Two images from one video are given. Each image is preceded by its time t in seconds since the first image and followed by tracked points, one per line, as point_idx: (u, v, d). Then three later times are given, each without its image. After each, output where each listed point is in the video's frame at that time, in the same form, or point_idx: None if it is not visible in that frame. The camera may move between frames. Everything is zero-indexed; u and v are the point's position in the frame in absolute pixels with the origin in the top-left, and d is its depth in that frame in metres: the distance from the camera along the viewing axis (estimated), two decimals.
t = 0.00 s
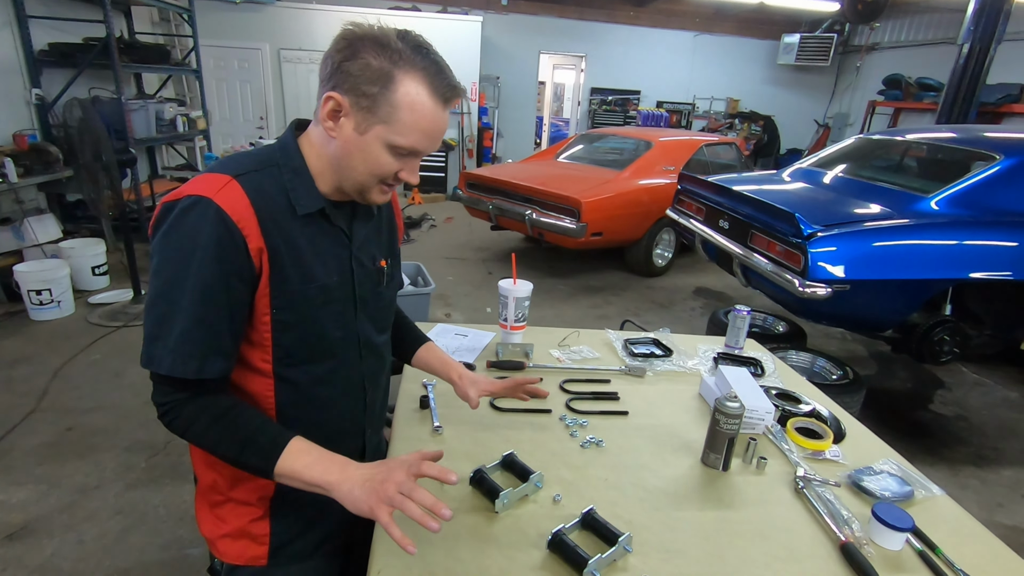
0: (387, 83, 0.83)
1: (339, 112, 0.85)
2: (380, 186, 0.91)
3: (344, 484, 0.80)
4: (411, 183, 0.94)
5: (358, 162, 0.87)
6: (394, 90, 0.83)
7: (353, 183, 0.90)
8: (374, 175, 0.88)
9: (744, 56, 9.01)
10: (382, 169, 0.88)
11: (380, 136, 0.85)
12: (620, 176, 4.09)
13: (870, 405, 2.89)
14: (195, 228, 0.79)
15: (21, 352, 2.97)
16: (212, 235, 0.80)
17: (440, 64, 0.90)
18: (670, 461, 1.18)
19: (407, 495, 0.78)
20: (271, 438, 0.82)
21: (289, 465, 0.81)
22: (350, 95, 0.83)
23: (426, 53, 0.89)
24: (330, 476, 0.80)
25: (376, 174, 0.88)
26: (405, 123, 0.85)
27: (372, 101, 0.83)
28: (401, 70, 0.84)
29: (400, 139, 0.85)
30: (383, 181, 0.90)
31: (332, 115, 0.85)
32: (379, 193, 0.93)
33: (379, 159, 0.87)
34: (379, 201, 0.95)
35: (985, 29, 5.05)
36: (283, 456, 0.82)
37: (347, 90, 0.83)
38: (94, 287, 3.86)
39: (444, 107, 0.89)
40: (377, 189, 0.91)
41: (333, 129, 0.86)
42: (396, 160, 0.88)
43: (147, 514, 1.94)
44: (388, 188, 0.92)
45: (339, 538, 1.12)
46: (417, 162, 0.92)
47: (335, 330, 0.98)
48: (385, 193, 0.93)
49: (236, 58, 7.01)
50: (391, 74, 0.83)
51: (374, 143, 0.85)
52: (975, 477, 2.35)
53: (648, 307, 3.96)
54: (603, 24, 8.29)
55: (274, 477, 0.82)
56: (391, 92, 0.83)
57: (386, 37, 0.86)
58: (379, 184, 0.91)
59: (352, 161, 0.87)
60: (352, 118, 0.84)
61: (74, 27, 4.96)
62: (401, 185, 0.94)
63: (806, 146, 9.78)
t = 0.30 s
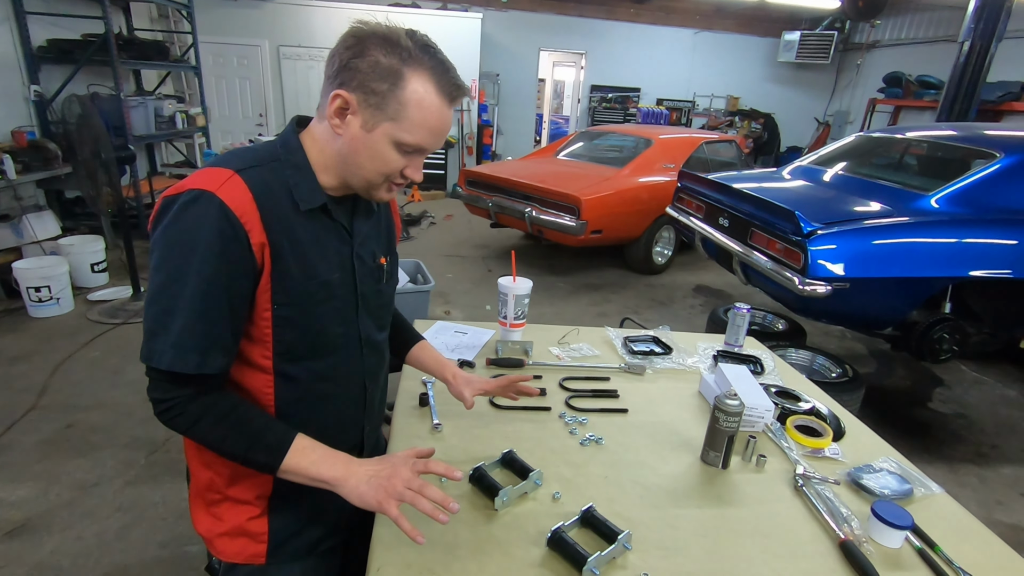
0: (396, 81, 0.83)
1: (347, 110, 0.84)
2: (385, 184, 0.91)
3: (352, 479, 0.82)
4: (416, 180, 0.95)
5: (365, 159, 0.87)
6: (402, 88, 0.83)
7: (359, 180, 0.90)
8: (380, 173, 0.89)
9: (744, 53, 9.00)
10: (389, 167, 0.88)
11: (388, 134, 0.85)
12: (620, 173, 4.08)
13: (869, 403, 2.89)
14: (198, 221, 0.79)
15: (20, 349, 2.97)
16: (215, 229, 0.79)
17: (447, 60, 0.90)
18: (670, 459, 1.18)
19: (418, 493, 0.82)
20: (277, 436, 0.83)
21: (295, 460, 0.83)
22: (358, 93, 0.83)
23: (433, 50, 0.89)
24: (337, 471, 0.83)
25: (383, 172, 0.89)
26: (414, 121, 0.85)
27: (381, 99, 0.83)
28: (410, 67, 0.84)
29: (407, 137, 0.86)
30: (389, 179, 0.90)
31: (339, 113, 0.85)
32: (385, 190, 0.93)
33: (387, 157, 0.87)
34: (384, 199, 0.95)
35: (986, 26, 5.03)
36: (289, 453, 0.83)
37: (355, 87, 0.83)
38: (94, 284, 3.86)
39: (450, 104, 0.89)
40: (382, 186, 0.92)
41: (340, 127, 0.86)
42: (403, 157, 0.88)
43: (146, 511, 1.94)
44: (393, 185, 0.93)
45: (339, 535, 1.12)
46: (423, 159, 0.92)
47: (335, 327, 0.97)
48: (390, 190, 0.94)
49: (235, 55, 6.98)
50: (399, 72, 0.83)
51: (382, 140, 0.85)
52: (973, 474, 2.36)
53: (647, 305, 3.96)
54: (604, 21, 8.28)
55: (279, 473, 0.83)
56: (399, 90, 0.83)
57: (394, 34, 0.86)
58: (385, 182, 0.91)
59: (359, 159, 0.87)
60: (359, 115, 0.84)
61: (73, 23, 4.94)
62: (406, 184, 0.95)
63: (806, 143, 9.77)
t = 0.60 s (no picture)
0: (404, 75, 0.83)
1: (354, 104, 0.84)
2: (392, 178, 0.91)
3: (360, 472, 0.82)
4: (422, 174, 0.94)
5: (372, 153, 0.87)
6: (410, 82, 0.83)
7: (365, 175, 0.90)
8: (388, 167, 0.88)
9: (749, 50, 8.96)
10: (397, 161, 0.88)
11: (395, 128, 0.85)
12: (623, 170, 4.07)
13: (871, 401, 2.89)
14: (207, 210, 0.79)
15: (23, 342, 2.97)
16: (223, 218, 0.79)
17: (453, 54, 0.90)
18: (672, 456, 1.18)
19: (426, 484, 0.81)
20: (283, 428, 0.83)
21: (303, 454, 0.82)
22: (366, 87, 0.82)
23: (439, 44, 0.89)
24: (345, 464, 0.82)
25: (390, 167, 0.88)
26: (421, 115, 0.85)
27: (389, 93, 0.83)
28: (416, 60, 0.84)
29: (415, 131, 0.85)
30: (396, 173, 0.90)
31: (346, 107, 0.84)
32: (390, 185, 0.93)
33: (394, 151, 0.87)
34: (390, 193, 0.95)
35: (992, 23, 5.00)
36: (296, 445, 0.83)
37: (362, 81, 0.82)
38: (96, 277, 3.86)
39: (457, 99, 0.89)
40: (389, 180, 0.91)
41: (348, 121, 0.86)
42: (410, 151, 0.88)
43: (149, 504, 1.94)
44: (399, 180, 0.93)
45: (342, 529, 1.13)
46: (428, 152, 0.91)
47: (341, 320, 0.97)
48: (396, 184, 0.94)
49: (238, 49, 6.97)
50: (406, 65, 0.83)
51: (390, 135, 0.85)
52: (975, 473, 2.35)
53: (649, 302, 3.96)
54: (607, 17, 8.25)
55: (286, 466, 0.83)
56: (407, 83, 0.83)
57: (400, 27, 0.85)
58: (392, 176, 0.91)
59: (366, 153, 0.87)
60: (366, 110, 0.84)
61: (76, 16, 4.93)
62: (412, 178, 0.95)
63: (810, 141, 9.73)
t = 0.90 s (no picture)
0: (384, 43, 0.83)
1: (342, 78, 0.87)
2: (378, 157, 0.88)
3: (371, 450, 0.82)
4: (413, 156, 0.90)
5: (354, 125, 0.86)
6: (389, 50, 0.83)
7: (353, 153, 0.89)
8: (371, 141, 0.87)
9: (752, 46, 8.92)
10: (380, 134, 0.86)
11: (376, 97, 0.84)
12: (625, 166, 4.06)
13: (874, 398, 2.88)
14: (214, 202, 0.79)
15: (28, 340, 2.99)
16: (230, 210, 0.79)
17: (448, 37, 0.89)
18: (675, 452, 1.18)
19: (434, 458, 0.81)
20: (289, 414, 0.82)
21: (312, 435, 0.82)
22: (351, 59, 0.85)
23: (434, 28, 0.89)
24: (355, 443, 0.82)
25: (374, 141, 0.87)
26: (398, 82, 0.83)
27: (370, 62, 0.84)
28: (399, 30, 0.84)
29: (393, 98, 0.84)
30: (381, 149, 0.87)
31: (336, 81, 0.88)
32: (379, 166, 0.90)
33: (375, 122, 0.85)
34: (381, 178, 0.92)
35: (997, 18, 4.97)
36: (306, 425, 0.82)
37: (349, 54, 0.85)
38: (100, 276, 3.87)
39: (445, 76, 0.86)
40: (375, 159, 0.89)
41: (339, 96, 0.88)
42: (392, 123, 0.86)
43: (154, 501, 1.95)
44: (389, 161, 0.90)
45: (347, 526, 1.13)
46: (417, 130, 0.88)
47: (347, 315, 0.97)
48: (387, 166, 0.90)
49: (240, 47, 6.97)
50: (388, 36, 0.84)
51: (371, 105, 0.84)
52: (979, 470, 2.35)
53: (652, 299, 3.95)
54: (609, 13, 8.22)
55: (297, 450, 0.82)
56: (385, 51, 0.83)
57: (391, 8, 0.87)
58: (378, 154, 0.88)
59: (352, 128, 0.87)
60: (351, 81, 0.86)
61: (78, 15, 4.93)
62: (403, 162, 0.91)
63: (813, 137, 9.69)
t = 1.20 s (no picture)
0: (375, 38, 0.85)
1: (343, 76, 0.90)
2: (365, 149, 0.89)
3: (365, 412, 0.80)
4: (401, 151, 0.89)
5: (345, 117, 0.88)
6: (378, 43, 0.85)
7: (345, 147, 0.91)
8: (359, 133, 0.87)
9: (751, 48, 8.93)
10: (365, 127, 0.87)
11: (364, 90, 0.86)
12: (625, 167, 4.06)
13: (875, 398, 2.88)
14: (217, 194, 0.80)
15: (28, 342, 2.99)
16: (232, 203, 0.80)
17: (444, 35, 0.89)
18: (676, 452, 1.18)
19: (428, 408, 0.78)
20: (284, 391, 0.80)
21: (303, 405, 0.79)
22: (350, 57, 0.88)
23: (432, 26, 0.89)
24: (347, 405, 0.80)
25: (360, 133, 0.87)
26: (383, 74, 0.84)
27: (362, 57, 0.86)
28: (391, 25, 0.85)
29: (378, 88, 0.85)
30: (368, 141, 0.88)
31: (337, 78, 0.91)
32: (368, 161, 0.90)
33: (361, 114, 0.86)
34: (370, 174, 0.92)
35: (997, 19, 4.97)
36: (298, 395, 0.80)
37: (349, 52, 0.89)
38: (100, 277, 3.87)
39: (433, 69, 0.85)
40: (363, 151, 0.89)
41: (338, 93, 0.91)
42: (378, 114, 0.86)
43: (154, 503, 1.95)
44: (376, 155, 0.90)
45: (347, 527, 1.13)
46: (404, 123, 0.87)
47: (347, 314, 0.97)
48: (374, 160, 0.90)
49: (240, 49, 6.98)
50: (379, 30, 0.85)
51: (359, 97, 0.86)
52: (980, 471, 2.34)
53: (652, 300, 3.95)
54: (609, 15, 8.23)
55: (293, 425, 0.80)
56: (375, 43, 0.85)
57: (391, 6, 0.89)
58: (365, 147, 0.89)
59: (343, 121, 0.89)
60: (347, 76, 0.89)
61: (79, 17, 4.93)
62: (392, 159, 0.91)
63: (813, 138, 9.71)
